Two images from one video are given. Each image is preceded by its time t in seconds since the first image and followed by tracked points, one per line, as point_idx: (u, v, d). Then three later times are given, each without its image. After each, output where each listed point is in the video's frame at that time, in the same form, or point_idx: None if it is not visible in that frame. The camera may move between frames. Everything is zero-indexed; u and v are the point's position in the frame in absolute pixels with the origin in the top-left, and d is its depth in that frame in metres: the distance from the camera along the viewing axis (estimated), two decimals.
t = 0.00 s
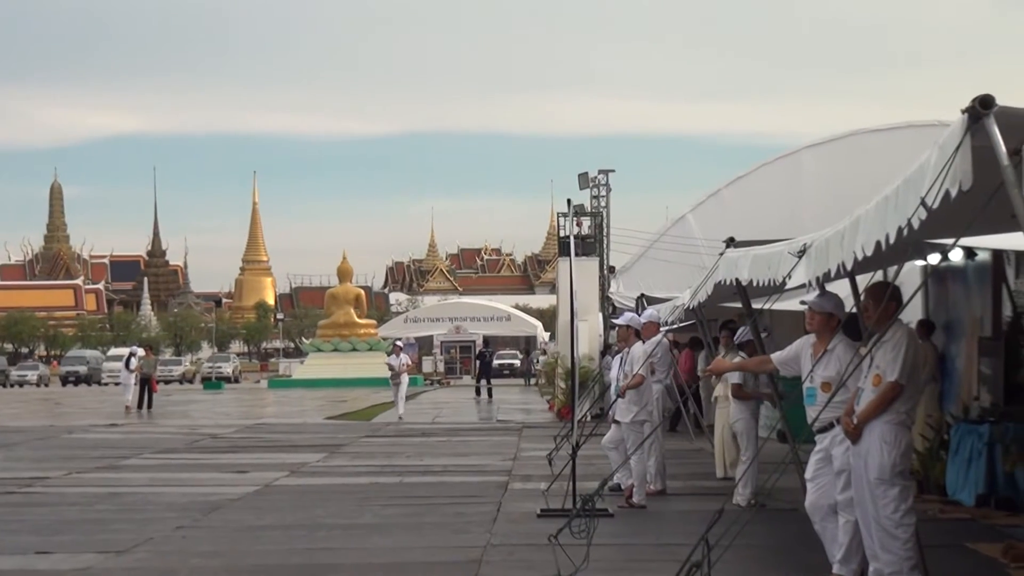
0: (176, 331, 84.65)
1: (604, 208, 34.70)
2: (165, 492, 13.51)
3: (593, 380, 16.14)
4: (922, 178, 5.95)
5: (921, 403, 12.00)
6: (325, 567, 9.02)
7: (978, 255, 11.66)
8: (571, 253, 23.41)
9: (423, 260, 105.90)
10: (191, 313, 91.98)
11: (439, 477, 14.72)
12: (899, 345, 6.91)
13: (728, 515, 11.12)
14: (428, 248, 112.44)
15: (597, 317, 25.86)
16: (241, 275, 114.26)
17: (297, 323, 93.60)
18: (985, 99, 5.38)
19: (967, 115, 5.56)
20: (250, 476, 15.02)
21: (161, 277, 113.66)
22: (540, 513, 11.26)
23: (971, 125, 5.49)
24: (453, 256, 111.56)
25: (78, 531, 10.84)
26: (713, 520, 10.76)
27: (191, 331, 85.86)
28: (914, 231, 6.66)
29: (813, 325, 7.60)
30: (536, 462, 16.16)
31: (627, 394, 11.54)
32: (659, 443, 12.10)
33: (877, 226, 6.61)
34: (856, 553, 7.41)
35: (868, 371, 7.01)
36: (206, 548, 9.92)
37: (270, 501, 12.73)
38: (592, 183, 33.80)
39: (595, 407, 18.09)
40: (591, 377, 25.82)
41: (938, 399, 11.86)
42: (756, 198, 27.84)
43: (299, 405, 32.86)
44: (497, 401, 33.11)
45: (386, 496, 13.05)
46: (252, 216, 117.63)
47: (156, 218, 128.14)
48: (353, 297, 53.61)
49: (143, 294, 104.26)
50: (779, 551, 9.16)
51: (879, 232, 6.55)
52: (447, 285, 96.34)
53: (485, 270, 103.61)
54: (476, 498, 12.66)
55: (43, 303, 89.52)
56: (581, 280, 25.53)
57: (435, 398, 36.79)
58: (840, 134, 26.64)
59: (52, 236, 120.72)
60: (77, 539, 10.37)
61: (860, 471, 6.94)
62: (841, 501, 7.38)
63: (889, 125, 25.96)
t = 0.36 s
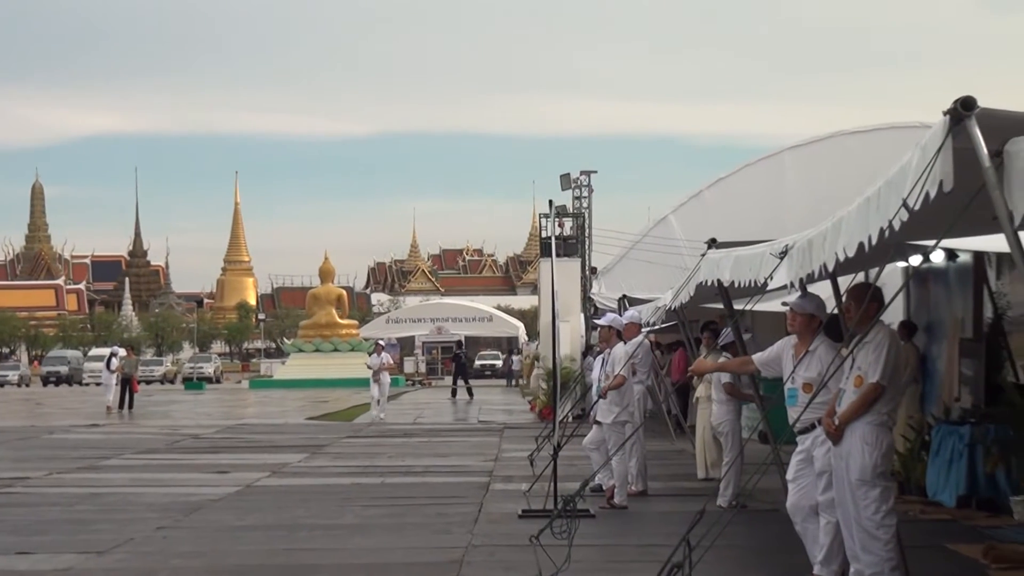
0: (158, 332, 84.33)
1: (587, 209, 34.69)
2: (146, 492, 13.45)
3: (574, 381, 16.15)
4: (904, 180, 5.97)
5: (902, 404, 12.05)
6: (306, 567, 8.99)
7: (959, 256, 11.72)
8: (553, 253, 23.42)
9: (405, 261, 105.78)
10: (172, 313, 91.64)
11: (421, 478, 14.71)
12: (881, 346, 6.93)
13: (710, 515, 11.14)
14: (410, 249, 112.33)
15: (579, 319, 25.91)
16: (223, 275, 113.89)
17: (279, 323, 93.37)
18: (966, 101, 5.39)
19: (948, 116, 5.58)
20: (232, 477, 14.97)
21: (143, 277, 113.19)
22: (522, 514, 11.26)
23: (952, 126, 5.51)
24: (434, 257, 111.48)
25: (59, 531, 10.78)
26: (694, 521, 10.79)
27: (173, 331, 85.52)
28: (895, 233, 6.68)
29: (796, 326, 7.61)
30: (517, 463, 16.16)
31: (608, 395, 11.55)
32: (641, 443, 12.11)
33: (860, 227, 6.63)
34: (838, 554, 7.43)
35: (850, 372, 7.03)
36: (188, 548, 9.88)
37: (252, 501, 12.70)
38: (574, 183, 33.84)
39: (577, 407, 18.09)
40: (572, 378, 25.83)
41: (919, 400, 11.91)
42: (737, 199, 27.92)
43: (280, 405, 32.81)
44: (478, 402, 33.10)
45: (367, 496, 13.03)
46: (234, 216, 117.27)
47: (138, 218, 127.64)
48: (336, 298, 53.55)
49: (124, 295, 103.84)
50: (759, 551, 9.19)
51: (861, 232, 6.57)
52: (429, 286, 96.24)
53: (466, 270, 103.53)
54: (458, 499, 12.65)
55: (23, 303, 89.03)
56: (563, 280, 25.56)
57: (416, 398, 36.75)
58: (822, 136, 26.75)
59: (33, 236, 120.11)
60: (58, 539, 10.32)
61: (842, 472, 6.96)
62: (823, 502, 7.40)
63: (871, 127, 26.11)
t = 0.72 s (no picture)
0: (138, 331, 83.86)
1: (566, 209, 34.69)
2: (125, 491, 13.37)
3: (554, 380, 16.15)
4: (883, 179, 5.98)
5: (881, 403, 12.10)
6: (286, 566, 8.95)
7: (938, 256, 11.78)
8: (533, 253, 23.40)
9: (385, 260, 105.61)
10: (152, 312, 91.16)
11: (401, 477, 14.67)
12: (860, 346, 6.95)
13: (690, 515, 11.16)
14: (390, 247, 112.14)
15: (558, 319, 25.88)
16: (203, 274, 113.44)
17: (259, 322, 93.04)
18: (945, 101, 5.39)
19: (928, 115, 5.60)
20: (211, 476, 14.90)
21: (122, 276, 112.60)
22: (501, 513, 11.24)
23: (932, 126, 5.52)
24: (415, 256, 111.39)
25: (38, 530, 10.70)
26: (674, 520, 10.79)
27: (153, 330, 85.10)
28: (874, 232, 6.71)
29: (775, 326, 7.63)
30: (497, 462, 16.14)
31: (588, 394, 11.55)
32: (621, 442, 12.11)
33: (839, 226, 6.65)
34: (817, 552, 7.46)
35: (830, 372, 7.06)
36: (167, 547, 9.82)
37: (232, 500, 12.64)
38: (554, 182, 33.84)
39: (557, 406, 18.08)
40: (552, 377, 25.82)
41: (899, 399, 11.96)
42: (717, 197, 28.00)
43: (260, 404, 32.68)
44: (458, 402, 33.06)
45: (347, 495, 12.99)
46: (214, 215, 116.81)
47: (117, 217, 127.02)
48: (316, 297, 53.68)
49: (104, 294, 103.31)
50: (738, 551, 9.20)
51: (841, 232, 6.59)
52: (409, 284, 96.07)
53: (446, 269, 103.43)
54: (437, 498, 12.62)
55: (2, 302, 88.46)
56: (543, 279, 25.55)
57: (396, 398, 36.69)
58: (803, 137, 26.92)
59: (12, 235, 119.39)
60: (37, 538, 10.24)
61: (821, 471, 6.98)
62: (802, 501, 7.43)
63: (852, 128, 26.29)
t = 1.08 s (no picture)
0: (118, 330, 83.48)
1: (548, 208, 34.63)
2: (106, 491, 13.29)
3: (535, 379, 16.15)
4: (865, 179, 6.00)
5: (863, 402, 12.13)
6: (269, 566, 8.92)
7: (919, 256, 11.84)
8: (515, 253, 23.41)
9: (367, 260, 105.45)
10: (132, 311, 90.76)
11: (383, 477, 14.64)
12: (841, 346, 6.97)
13: (670, 514, 11.19)
14: (372, 246, 111.91)
15: (540, 318, 25.89)
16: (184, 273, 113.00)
17: (240, 321, 92.75)
18: (926, 102, 5.41)
19: (910, 115, 5.61)
20: (193, 475, 14.83)
21: (103, 276, 112.06)
22: (483, 512, 11.23)
23: (913, 126, 5.53)
24: (396, 255, 111.24)
25: (18, 530, 10.63)
26: (655, 520, 10.81)
27: (134, 330, 84.69)
28: (856, 232, 6.72)
29: (756, 326, 7.63)
30: (479, 462, 16.13)
31: (570, 393, 11.56)
32: (602, 442, 12.12)
33: (821, 226, 6.67)
34: (799, 551, 7.48)
35: (812, 371, 7.07)
36: (148, 547, 9.77)
37: (213, 500, 12.59)
38: (535, 181, 33.80)
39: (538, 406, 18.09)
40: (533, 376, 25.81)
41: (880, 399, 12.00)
42: (699, 197, 28.01)
43: (241, 404, 32.55)
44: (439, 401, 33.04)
45: (329, 495, 12.95)
46: (195, 214, 116.38)
47: (98, 217, 126.44)
48: (297, 296, 53.59)
49: (85, 293, 102.79)
50: (719, 550, 9.21)
51: (822, 232, 6.61)
52: (391, 284, 95.90)
53: (427, 268, 103.33)
54: (419, 498, 12.60)
55: None
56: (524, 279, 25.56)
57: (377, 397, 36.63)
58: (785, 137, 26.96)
59: None
60: (17, 538, 10.17)
61: (803, 471, 6.99)
62: (784, 500, 7.45)
63: (834, 129, 26.35)
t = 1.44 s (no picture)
0: (102, 331, 83.18)
1: (531, 209, 34.69)
2: (89, 492, 13.23)
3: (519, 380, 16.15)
4: (849, 179, 6.00)
5: (846, 403, 12.19)
6: (253, 567, 8.89)
7: (902, 256, 11.88)
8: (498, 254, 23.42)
9: (351, 260, 105.28)
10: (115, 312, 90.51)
11: (367, 477, 14.61)
12: (825, 346, 6.98)
13: (654, 514, 11.20)
14: (355, 247, 111.74)
15: (523, 319, 25.89)
16: (167, 274, 112.63)
17: (224, 322, 92.47)
18: (909, 102, 5.42)
19: (893, 115, 5.61)
20: (177, 476, 14.79)
21: (87, 276, 111.59)
22: (467, 513, 11.22)
23: (897, 126, 5.53)
24: (380, 256, 111.11)
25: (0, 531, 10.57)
26: (639, 520, 10.82)
27: (117, 330, 84.33)
28: (839, 232, 6.74)
29: (740, 326, 7.63)
30: (463, 462, 16.12)
31: (554, 393, 11.57)
32: (586, 441, 12.14)
33: (804, 227, 6.68)
34: (782, 552, 7.49)
35: (795, 372, 7.09)
36: (133, 548, 9.73)
37: (197, 501, 12.55)
38: (519, 181, 33.84)
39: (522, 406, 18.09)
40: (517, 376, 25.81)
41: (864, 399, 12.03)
42: (684, 199, 28.11)
43: (225, 404, 32.46)
44: (423, 402, 33.03)
45: (312, 495, 12.92)
46: (178, 215, 115.95)
47: (81, 218, 125.92)
48: (280, 297, 53.52)
49: (68, 294, 102.32)
50: (702, 550, 9.23)
51: (806, 232, 6.61)
52: (375, 284, 95.83)
53: (411, 269, 103.21)
54: (402, 498, 12.58)
55: None
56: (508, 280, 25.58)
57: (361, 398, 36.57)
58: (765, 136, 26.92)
59: None
60: None
61: (786, 472, 7.00)
62: (767, 501, 7.46)
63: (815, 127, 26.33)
